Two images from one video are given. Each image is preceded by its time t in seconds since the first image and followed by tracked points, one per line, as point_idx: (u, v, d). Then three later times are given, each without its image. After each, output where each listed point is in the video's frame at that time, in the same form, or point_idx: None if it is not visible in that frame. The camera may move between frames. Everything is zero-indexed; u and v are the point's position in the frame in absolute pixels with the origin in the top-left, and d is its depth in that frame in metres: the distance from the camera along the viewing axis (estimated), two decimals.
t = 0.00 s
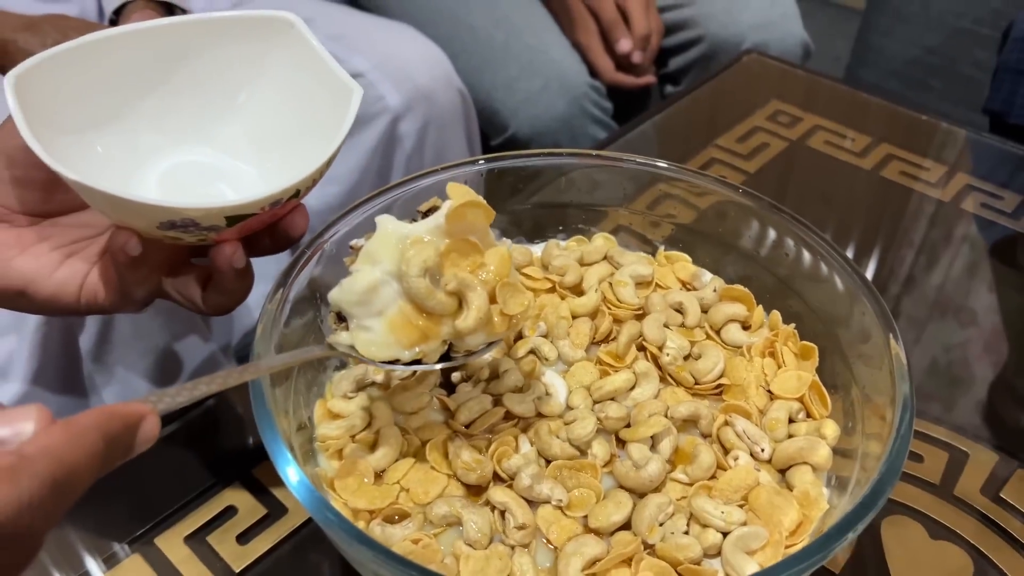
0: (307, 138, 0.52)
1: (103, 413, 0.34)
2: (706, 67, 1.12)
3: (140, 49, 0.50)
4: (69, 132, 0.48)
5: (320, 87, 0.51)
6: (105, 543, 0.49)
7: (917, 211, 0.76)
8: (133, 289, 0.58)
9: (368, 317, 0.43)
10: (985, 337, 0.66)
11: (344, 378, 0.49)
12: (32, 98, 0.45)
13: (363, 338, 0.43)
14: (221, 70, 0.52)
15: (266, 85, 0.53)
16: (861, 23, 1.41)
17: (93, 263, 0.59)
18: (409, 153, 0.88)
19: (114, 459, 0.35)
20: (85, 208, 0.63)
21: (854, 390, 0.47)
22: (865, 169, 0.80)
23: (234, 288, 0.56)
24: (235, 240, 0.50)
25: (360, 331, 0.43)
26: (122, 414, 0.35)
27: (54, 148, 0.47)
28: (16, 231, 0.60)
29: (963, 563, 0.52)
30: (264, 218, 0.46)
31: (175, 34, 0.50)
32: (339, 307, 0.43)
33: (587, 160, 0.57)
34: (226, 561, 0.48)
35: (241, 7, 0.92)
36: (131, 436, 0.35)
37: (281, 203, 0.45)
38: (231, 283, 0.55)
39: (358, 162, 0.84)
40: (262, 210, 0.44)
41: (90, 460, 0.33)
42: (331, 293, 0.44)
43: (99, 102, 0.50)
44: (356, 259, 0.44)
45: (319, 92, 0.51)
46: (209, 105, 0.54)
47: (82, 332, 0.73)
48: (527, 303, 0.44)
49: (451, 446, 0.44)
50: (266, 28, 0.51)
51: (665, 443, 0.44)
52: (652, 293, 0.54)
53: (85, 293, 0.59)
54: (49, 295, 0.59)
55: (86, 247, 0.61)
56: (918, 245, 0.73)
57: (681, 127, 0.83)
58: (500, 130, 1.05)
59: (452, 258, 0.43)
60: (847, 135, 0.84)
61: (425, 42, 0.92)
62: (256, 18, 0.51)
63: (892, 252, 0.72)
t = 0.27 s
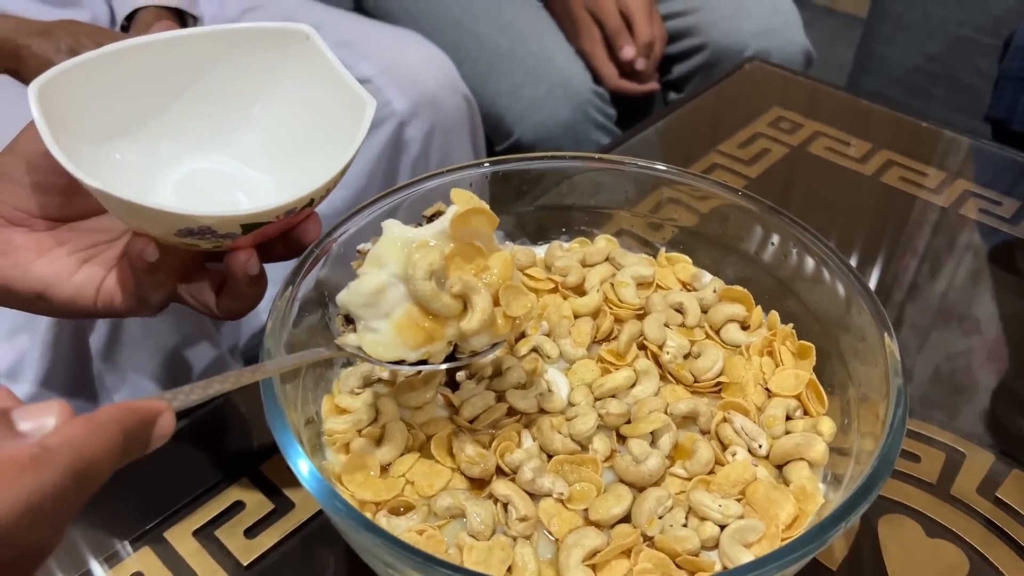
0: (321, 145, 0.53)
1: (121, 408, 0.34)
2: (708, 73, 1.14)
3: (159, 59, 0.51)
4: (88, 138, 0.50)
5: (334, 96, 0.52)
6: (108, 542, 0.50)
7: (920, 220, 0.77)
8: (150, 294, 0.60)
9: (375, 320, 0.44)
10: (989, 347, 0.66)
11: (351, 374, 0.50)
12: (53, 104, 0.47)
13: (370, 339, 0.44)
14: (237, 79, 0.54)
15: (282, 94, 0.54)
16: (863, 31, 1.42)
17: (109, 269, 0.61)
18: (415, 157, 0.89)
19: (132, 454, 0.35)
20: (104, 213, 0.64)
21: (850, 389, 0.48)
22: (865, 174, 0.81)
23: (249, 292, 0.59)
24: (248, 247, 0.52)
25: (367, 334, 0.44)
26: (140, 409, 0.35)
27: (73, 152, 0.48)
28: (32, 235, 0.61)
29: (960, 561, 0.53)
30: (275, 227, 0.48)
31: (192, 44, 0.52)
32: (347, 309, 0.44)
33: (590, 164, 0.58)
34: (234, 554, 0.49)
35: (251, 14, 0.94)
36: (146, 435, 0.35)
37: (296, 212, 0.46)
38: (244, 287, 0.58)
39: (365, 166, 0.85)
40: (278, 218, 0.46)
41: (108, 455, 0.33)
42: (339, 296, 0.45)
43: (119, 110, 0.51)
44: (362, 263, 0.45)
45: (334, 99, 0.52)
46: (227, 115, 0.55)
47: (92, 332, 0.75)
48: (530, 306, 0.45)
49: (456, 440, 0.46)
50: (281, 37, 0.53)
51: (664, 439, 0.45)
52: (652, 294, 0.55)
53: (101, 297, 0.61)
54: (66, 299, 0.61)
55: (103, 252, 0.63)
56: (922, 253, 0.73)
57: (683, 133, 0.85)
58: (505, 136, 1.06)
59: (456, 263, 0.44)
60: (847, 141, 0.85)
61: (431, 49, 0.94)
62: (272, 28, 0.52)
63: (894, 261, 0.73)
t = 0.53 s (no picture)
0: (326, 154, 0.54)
1: (110, 357, 0.37)
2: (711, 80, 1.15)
3: (172, 71, 0.53)
4: (99, 147, 0.51)
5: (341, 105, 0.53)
6: (112, 543, 0.50)
7: (923, 226, 0.77)
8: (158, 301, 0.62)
9: (377, 277, 0.45)
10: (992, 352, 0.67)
11: (356, 376, 0.51)
12: (67, 114, 0.48)
13: (371, 298, 0.45)
14: (249, 92, 0.55)
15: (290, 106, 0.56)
16: (866, 38, 1.43)
17: (119, 275, 0.63)
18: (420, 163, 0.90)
19: (126, 400, 0.38)
20: (115, 220, 0.64)
21: (847, 391, 0.49)
22: (865, 180, 0.82)
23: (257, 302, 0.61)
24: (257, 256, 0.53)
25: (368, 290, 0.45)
26: (131, 359, 0.37)
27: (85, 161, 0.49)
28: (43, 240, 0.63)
29: (956, 561, 0.53)
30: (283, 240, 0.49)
31: (204, 55, 0.53)
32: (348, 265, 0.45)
33: (592, 168, 0.59)
34: (241, 551, 0.50)
35: (258, 22, 0.95)
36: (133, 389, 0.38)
37: (307, 221, 0.48)
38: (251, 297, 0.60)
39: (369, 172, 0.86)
40: (289, 229, 0.47)
41: (94, 398, 0.37)
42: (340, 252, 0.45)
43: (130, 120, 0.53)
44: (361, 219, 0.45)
45: (340, 109, 0.54)
46: (236, 126, 0.56)
47: (102, 334, 0.75)
48: (535, 261, 0.46)
49: (458, 439, 0.46)
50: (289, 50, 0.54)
51: (664, 439, 0.46)
52: (652, 296, 0.56)
53: (112, 303, 0.63)
54: (78, 304, 0.63)
55: (113, 259, 0.64)
56: (925, 260, 0.74)
57: (685, 139, 0.85)
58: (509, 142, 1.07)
59: (459, 217, 0.45)
60: (846, 147, 0.86)
61: (436, 55, 0.95)
62: (282, 42, 0.54)
63: (897, 267, 0.73)
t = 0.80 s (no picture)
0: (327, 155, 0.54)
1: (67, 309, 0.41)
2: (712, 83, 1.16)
3: (179, 75, 0.55)
4: (104, 146, 0.53)
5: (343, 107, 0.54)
6: (114, 539, 0.51)
7: (926, 229, 0.78)
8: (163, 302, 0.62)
9: (297, 162, 0.45)
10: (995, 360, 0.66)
11: (359, 372, 0.52)
12: (73, 111, 0.51)
13: (291, 185, 0.45)
14: (254, 99, 0.57)
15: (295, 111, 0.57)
16: (867, 43, 1.43)
17: (124, 277, 0.64)
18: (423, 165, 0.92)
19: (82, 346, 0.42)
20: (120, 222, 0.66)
21: (841, 386, 0.50)
22: (864, 181, 0.83)
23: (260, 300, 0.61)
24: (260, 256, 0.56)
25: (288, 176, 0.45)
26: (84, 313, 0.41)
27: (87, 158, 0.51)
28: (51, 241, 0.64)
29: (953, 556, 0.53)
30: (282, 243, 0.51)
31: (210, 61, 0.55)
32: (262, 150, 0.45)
33: (592, 168, 0.60)
34: (244, 545, 0.51)
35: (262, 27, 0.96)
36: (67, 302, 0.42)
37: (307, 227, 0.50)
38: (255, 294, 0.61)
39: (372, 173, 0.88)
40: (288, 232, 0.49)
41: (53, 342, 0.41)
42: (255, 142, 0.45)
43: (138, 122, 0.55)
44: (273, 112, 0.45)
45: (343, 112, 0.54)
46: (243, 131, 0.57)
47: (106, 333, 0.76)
48: (458, 140, 0.46)
49: (458, 432, 0.47)
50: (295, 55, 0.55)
51: (661, 433, 0.47)
52: (651, 294, 0.57)
53: (115, 304, 0.63)
54: (80, 305, 0.62)
55: (118, 261, 0.66)
56: (928, 264, 0.74)
57: (685, 141, 0.86)
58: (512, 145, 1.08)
59: (376, 97, 0.45)
60: (845, 149, 0.87)
61: (437, 59, 0.96)
62: (284, 47, 0.55)
63: (900, 272, 0.74)
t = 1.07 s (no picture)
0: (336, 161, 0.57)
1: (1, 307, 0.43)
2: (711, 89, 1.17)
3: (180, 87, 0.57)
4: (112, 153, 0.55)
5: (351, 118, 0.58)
6: (117, 543, 0.52)
7: (928, 235, 0.78)
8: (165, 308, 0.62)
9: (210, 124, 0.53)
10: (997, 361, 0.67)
11: (361, 376, 0.52)
12: (78, 122, 0.53)
13: (195, 146, 0.54)
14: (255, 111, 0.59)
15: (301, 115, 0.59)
16: (867, 49, 1.44)
17: (129, 284, 0.64)
18: (425, 171, 0.93)
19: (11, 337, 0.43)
20: (123, 229, 0.67)
21: (837, 391, 0.50)
22: (863, 187, 0.84)
23: (262, 309, 0.61)
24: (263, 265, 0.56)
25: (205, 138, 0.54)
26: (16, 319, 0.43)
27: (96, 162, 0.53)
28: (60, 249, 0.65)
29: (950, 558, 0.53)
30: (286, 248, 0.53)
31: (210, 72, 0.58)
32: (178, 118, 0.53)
33: (592, 176, 0.61)
34: (248, 547, 0.52)
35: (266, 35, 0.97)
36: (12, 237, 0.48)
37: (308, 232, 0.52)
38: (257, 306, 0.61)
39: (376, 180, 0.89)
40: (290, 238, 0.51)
41: None
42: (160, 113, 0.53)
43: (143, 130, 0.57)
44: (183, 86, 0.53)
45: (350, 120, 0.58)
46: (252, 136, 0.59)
47: (113, 338, 0.78)
48: (345, 97, 0.55)
49: (458, 437, 0.48)
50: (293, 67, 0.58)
51: (658, 437, 0.47)
52: (649, 299, 0.57)
53: (120, 311, 0.64)
54: (87, 311, 0.64)
55: (123, 267, 0.66)
56: (930, 270, 0.75)
57: (686, 147, 0.87)
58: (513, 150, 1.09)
59: (264, 63, 0.53)
60: (844, 156, 0.87)
61: (441, 65, 0.97)
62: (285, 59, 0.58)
63: (902, 279, 0.74)
